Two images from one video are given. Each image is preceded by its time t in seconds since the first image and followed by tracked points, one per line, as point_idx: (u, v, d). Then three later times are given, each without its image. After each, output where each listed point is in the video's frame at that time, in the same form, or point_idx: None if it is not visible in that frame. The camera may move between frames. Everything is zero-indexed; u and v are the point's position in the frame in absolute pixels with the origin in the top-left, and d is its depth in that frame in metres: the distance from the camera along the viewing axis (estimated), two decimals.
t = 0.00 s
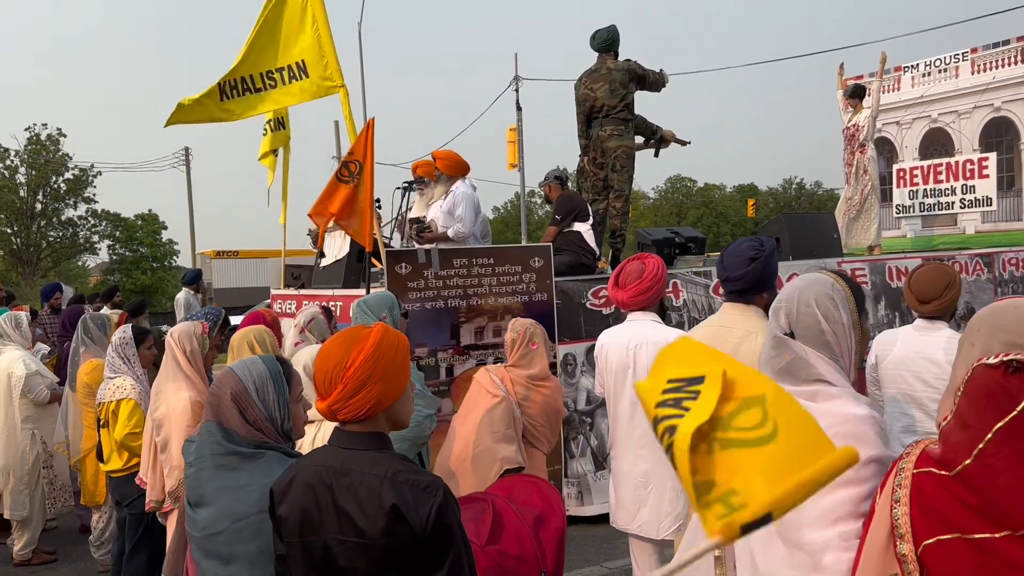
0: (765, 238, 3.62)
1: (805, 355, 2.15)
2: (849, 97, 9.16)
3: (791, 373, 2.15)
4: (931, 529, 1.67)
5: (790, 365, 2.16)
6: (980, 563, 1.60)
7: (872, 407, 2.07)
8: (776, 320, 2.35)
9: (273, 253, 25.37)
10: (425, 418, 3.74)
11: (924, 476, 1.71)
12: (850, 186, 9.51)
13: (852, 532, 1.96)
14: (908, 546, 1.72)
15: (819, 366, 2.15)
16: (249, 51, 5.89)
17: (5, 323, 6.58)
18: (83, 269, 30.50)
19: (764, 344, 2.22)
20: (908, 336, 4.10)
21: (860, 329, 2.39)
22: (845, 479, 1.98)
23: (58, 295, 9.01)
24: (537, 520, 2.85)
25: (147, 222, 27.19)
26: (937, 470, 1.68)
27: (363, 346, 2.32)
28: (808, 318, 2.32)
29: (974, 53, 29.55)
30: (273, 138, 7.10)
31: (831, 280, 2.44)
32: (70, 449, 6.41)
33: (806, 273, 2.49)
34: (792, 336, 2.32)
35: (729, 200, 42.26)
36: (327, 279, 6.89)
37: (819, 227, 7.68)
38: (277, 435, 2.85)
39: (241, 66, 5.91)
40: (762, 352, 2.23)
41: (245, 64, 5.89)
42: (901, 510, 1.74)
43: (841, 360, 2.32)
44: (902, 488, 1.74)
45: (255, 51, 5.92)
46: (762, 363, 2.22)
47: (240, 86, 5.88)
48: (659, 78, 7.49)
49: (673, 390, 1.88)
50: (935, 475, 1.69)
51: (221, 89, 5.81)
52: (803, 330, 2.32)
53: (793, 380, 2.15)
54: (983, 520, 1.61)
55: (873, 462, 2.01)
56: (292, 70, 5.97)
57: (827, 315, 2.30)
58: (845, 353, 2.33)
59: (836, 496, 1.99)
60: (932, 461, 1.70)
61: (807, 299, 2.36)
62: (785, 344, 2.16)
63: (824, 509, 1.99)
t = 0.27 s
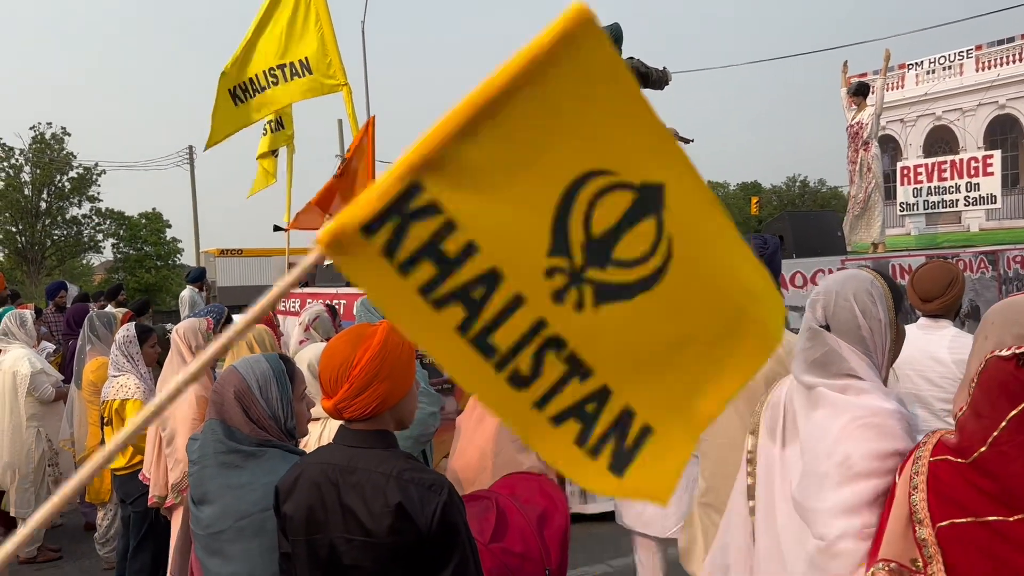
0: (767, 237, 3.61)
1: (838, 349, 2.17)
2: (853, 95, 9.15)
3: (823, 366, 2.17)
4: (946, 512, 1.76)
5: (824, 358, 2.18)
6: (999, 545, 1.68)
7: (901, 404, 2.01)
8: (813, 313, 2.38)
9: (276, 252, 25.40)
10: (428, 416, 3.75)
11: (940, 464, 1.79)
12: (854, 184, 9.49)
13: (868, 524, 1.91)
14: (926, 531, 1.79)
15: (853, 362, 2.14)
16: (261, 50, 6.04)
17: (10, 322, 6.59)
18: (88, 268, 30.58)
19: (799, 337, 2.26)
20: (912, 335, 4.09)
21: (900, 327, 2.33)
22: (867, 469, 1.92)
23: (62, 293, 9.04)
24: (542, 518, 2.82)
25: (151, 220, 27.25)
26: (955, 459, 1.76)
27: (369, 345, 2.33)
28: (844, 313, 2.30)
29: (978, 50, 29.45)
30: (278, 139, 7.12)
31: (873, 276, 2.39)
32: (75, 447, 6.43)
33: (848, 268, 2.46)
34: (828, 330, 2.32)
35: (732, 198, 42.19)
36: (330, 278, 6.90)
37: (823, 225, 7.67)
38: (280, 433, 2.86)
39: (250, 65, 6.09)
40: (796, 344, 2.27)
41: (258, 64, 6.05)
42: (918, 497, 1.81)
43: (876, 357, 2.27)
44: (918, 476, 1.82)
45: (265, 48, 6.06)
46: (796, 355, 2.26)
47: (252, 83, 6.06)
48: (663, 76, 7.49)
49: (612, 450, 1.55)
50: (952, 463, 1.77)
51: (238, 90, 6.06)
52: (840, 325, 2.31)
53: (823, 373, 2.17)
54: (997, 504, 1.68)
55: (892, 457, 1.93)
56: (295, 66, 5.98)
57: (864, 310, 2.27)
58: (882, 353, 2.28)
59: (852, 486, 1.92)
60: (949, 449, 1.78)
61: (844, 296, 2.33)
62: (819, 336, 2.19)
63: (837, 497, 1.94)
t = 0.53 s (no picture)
0: (776, 234, 3.60)
1: (876, 343, 2.11)
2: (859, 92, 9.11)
3: (855, 359, 2.14)
4: (969, 502, 1.77)
5: (857, 351, 2.14)
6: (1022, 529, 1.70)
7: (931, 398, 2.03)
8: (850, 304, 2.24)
9: (281, 250, 25.42)
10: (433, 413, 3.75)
11: (960, 457, 1.81)
12: (860, 181, 9.46)
13: (897, 513, 1.95)
14: (953, 522, 1.80)
15: (887, 355, 2.10)
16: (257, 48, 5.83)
17: (15, 319, 6.56)
18: (93, 267, 30.66)
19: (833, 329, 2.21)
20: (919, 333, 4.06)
21: (936, 324, 2.24)
22: (896, 460, 1.96)
23: (68, 292, 9.06)
24: (546, 515, 2.84)
25: (155, 218, 27.29)
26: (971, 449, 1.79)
27: (378, 342, 2.32)
28: (878, 309, 2.18)
29: (985, 47, 29.32)
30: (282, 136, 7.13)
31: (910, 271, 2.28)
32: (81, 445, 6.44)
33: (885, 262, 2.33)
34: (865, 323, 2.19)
35: (737, 195, 42.11)
36: (335, 275, 6.90)
37: (829, 222, 7.64)
38: (285, 431, 2.84)
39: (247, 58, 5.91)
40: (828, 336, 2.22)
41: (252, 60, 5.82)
42: (942, 489, 1.82)
43: (908, 354, 2.19)
44: (940, 469, 1.84)
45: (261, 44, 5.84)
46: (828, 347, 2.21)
47: (247, 77, 5.86)
48: (667, 73, 7.47)
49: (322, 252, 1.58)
50: (970, 456, 1.79)
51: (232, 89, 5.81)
52: (876, 321, 2.18)
53: (858, 366, 2.13)
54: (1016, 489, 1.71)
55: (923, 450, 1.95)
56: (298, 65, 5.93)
57: (901, 306, 2.17)
58: (916, 351, 2.20)
59: (883, 477, 1.97)
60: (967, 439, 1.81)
61: (878, 288, 2.21)
62: (854, 328, 2.15)
63: (869, 488, 1.98)
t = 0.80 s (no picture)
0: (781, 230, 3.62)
1: (898, 339, 2.19)
2: (865, 89, 9.10)
3: (880, 354, 2.21)
4: (1002, 487, 1.77)
5: (881, 346, 2.21)
6: None
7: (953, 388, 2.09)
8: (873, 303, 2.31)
9: (286, 248, 25.49)
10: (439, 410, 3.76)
11: (993, 442, 1.80)
12: (866, 178, 9.44)
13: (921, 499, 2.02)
14: (982, 505, 1.80)
15: (909, 351, 2.18)
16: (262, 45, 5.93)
17: (23, 317, 6.61)
18: (100, 265, 30.76)
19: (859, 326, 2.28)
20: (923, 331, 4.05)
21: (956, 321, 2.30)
22: (920, 448, 2.03)
23: (75, 289, 9.09)
24: (552, 512, 2.82)
25: (162, 217, 27.37)
26: (1005, 434, 1.78)
27: (394, 337, 2.31)
28: (902, 305, 2.24)
29: (992, 43, 29.22)
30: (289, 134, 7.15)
31: (931, 271, 2.34)
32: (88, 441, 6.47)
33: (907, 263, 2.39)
34: (889, 320, 2.26)
35: (742, 193, 42.03)
36: (341, 273, 6.92)
37: (835, 219, 7.64)
38: (292, 427, 2.86)
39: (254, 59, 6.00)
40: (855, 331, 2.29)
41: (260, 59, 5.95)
42: (973, 473, 1.82)
43: (932, 349, 2.25)
44: (972, 454, 1.84)
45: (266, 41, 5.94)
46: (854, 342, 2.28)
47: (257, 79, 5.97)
48: (673, 70, 7.47)
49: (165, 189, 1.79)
50: (1004, 441, 1.78)
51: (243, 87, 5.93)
52: (898, 317, 2.25)
53: (882, 361, 2.21)
54: None
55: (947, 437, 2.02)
56: (305, 63, 5.99)
57: (923, 303, 2.23)
58: (939, 345, 2.26)
59: (906, 464, 2.05)
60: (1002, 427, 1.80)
61: (901, 287, 2.28)
62: (878, 324, 2.22)
63: (893, 475, 2.07)
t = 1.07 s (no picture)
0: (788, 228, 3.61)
1: (925, 328, 2.16)
2: (870, 86, 9.09)
3: (908, 343, 2.18)
4: None
5: (909, 335, 2.18)
6: None
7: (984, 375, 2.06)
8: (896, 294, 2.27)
9: (290, 247, 25.52)
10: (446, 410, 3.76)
11: None
12: (871, 176, 9.42)
13: (968, 486, 1.98)
14: None
15: (937, 339, 2.15)
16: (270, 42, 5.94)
17: (29, 316, 6.63)
18: (104, 265, 30.81)
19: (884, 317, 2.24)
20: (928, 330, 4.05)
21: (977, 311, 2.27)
22: (961, 435, 2.00)
23: (80, 288, 9.11)
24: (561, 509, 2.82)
25: (166, 216, 27.41)
26: None
27: (417, 335, 2.32)
28: (928, 294, 2.20)
29: (997, 41, 29.14)
30: (293, 132, 7.15)
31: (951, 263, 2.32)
32: (95, 440, 6.48)
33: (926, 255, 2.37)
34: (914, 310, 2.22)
35: (746, 191, 41.96)
36: (346, 271, 6.93)
37: (840, 217, 7.63)
38: (302, 422, 2.88)
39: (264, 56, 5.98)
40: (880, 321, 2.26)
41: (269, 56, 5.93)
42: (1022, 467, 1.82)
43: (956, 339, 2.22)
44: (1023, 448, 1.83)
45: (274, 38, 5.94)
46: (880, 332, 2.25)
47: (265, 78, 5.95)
48: (678, 68, 7.46)
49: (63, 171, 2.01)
50: None
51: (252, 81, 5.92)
52: (924, 306, 2.21)
53: (909, 350, 2.18)
54: None
55: (984, 423, 2.01)
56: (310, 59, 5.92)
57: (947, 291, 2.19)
58: (963, 336, 2.23)
59: (948, 452, 2.01)
60: None
61: (924, 276, 2.24)
62: (905, 314, 2.19)
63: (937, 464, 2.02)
